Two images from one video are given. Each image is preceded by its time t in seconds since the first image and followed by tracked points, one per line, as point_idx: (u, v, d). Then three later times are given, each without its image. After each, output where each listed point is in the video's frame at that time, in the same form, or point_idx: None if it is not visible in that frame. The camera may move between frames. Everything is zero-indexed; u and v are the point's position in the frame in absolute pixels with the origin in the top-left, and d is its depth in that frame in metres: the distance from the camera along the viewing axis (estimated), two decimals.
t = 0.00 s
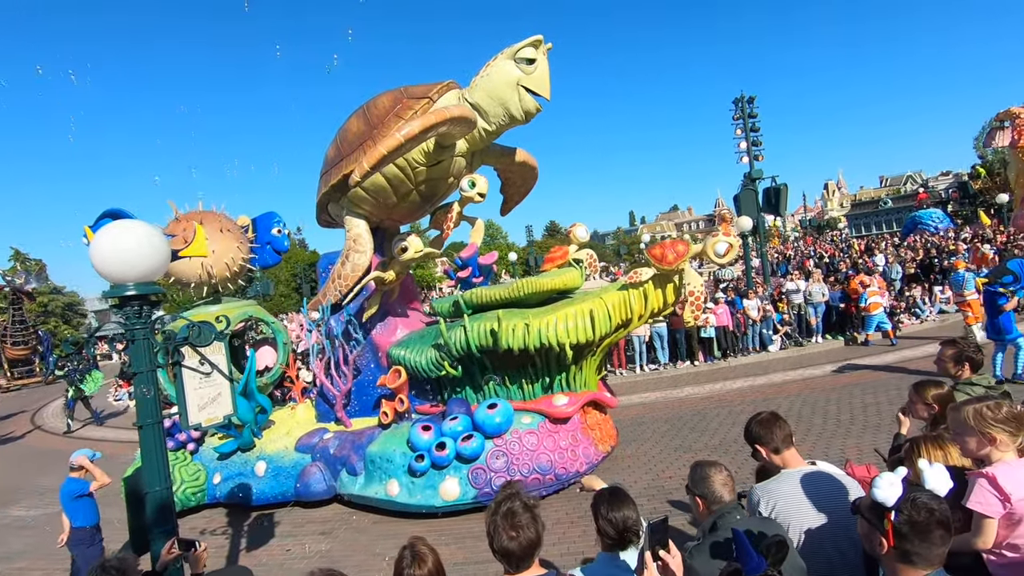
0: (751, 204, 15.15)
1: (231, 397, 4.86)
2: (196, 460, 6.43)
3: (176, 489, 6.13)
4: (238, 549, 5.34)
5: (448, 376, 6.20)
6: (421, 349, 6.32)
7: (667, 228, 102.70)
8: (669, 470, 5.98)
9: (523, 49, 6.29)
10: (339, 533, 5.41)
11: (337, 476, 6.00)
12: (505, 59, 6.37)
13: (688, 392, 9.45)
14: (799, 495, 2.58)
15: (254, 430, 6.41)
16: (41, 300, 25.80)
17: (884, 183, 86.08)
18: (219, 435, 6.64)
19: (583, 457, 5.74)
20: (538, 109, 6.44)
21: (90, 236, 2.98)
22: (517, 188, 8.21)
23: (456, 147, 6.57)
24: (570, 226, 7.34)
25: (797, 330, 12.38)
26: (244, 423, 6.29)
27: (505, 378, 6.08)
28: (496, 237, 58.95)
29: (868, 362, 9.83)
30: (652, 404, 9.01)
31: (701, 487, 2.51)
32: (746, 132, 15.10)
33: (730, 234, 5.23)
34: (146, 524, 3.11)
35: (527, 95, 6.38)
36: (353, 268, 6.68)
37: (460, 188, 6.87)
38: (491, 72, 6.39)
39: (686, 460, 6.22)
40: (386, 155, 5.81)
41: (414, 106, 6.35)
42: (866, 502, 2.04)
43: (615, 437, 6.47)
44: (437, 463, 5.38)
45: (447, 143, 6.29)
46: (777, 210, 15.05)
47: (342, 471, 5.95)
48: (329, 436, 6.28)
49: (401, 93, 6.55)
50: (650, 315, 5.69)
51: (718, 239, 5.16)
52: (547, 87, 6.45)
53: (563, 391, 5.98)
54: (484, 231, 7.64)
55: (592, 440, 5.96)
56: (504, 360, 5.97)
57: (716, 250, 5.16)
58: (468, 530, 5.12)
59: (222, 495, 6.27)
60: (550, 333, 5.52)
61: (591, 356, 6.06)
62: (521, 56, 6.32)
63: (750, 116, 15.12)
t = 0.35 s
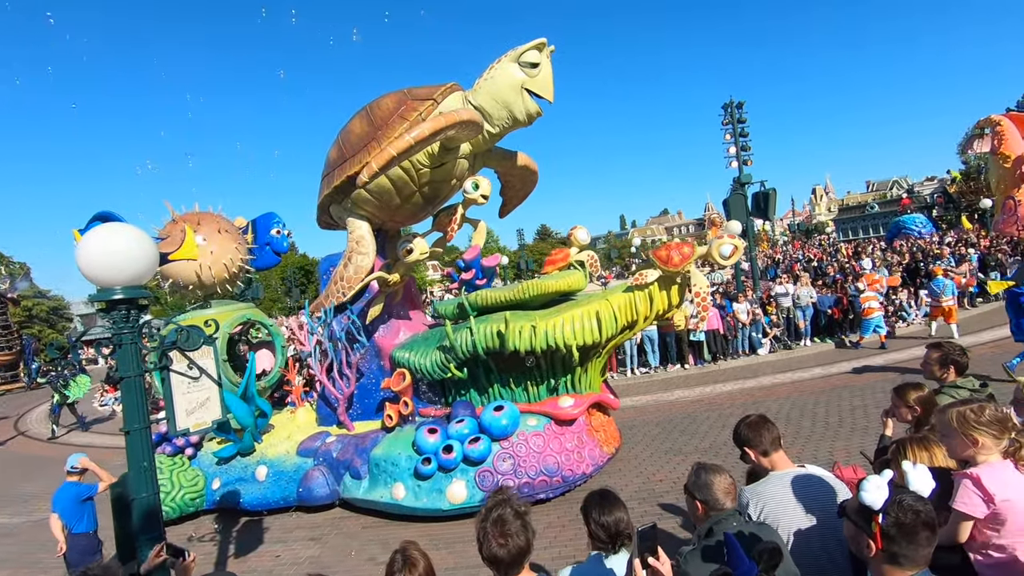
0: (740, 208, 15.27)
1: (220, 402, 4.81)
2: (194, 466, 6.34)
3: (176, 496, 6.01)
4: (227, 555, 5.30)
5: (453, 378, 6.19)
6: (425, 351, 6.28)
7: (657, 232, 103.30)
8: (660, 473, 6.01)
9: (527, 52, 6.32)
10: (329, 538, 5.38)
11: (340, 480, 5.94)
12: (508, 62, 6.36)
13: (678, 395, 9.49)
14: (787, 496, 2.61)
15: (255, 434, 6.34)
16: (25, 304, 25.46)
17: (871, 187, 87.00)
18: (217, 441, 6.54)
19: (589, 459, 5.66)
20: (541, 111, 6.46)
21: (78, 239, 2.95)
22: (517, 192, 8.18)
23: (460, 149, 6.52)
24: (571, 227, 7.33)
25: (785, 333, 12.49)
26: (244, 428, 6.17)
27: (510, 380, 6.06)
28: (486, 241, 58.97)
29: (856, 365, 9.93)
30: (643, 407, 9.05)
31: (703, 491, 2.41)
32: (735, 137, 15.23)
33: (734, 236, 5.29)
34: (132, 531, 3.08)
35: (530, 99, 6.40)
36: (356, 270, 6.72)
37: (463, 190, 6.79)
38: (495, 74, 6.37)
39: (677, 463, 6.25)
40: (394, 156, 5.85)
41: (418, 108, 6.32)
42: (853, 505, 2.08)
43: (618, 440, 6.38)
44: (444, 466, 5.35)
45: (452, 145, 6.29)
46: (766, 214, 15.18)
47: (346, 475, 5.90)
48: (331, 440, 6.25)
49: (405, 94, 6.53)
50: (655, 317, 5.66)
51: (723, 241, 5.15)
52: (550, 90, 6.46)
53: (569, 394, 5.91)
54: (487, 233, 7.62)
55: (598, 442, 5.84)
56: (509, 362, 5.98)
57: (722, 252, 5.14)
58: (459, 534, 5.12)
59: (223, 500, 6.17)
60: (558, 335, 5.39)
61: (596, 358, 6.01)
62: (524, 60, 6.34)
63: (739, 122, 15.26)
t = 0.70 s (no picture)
0: (730, 210, 15.35)
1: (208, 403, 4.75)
2: (192, 467, 6.26)
3: (174, 498, 5.89)
4: (214, 558, 5.24)
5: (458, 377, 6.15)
6: (429, 350, 6.24)
7: (647, 234, 103.72)
8: (650, 474, 6.02)
9: (532, 52, 6.23)
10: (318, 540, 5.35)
11: (342, 480, 5.84)
12: (513, 61, 6.31)
13: (669, 396, 9.52)
14: (776, 496, 2.62)
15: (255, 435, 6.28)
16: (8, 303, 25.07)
17: (858, 190, 87.89)
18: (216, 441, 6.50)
19: (593, 458, 5.68)
20: (545, 110, 6.45)
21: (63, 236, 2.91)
22: (518, 192, 8.11)
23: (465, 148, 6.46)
24: (572, 228, 7.34)
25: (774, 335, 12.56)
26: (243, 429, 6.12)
27: (514, 380, 6.05)
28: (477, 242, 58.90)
29: (844, 366, 10.01)
30: (633, 408, 9.07)
31: (700, 493, 2.40)
32: (725, 139, 15.31)
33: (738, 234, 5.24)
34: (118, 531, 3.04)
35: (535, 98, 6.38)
36: (358, 269, 6.58)
37: (467, 189, 6.80)
38: (500, 73, 6.32)
39: (667, 464, 6.27)
40: (405, 154, 5.75)
41: (423, 106, 6.24)
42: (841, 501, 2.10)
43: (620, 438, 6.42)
44: (450, 466, 5.29)
45: (456, 144, 6.23)
46: (756, 217, 15.28)
47: (348, 476, 5.82)
48: (333, 440, 6.15)
49: (408, 92, 6.44)
50: (660, 316, 5.66)
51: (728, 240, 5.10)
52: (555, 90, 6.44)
53: (574, 393, 5.91)
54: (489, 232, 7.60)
55: (602, 441, 5.88)
56: (514, 361, 5.94)
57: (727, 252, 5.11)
58: (448, 536, 5.10)
59: (223, 500, 6.08)
60: (564, 334, 5.43)
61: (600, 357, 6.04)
62: (529, 59, 6.27)
63: (729, 124, 15.35)
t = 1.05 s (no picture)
0: (720, 209, 15.41)
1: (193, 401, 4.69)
2: (189, 464, 6.24)
3: (170, 496, 5.94)
4: (199, 557, 5.19)
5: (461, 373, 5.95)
6: (432, 346, 6.05)
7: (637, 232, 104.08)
8: (639, 471, 6.03)
9: (536, 47, 6.18)
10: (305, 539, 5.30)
11: (344, 477, 5.84)
12: (517, 57, 6.25)
13: (658, 394, 9.55)
14: (763, 495, 2.63)
15: (253, 432, 6.12)
16: None
17: (845, 190, 88.72)
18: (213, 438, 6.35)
19: (596, 453, 5.66)
20: (546, 108, 6.41)
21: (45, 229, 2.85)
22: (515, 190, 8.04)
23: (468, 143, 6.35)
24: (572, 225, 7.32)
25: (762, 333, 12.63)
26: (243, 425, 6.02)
27: (517, 376, 5.90)
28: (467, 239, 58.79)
29: (831, 364, 10.10)
30: (622, 406, 9.09)
31: (689, 492, 2.40)
32: (715, 138, 15.38)
33: (743, 232, 5.18)
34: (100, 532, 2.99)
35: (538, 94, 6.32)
36: (359, 263, 6.59)
37: (468, 185, 6.82)
38: (503, 69, 6.26)
39: (656, 461, 6.28)
40: (413, 148, 5.68)
41: (426, 101, 6.20)
42: (828, 499, 2.11)
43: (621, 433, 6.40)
44: (455, 462, 5.29)
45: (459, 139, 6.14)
46: (745, 216, 15.36)
47: (350, 472, 5.78)
48: (334, 436, 6.06)
49: (411, 86, 6.38)
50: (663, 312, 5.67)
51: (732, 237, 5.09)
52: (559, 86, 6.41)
53: (576, 388, 5.88)
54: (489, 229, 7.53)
55: (604, 437, 5.87)
56: (518, 357, 5.80)
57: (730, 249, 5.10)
58: (436, 534, 5.07)
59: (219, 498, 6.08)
60: (569, 329, 5.38)
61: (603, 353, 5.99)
62: (533, 55, 6.22)
63: (719, 124, 15.41)
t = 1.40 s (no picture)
0: (707, 208, 15.50)
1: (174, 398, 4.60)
2: (183, 461, 6.16)
3: (164, 494, 5.84)
4: (182, 556, 5.13)
5: (462, 368, 5.90)
6: (433, 341, 6.03)
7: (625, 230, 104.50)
8: (626, 468, 6.05)
9: (538, 43, 6.16)
10: (290, 538, 5.26)
11: (343, 474, 5.77)
12: (518, 52, 6.22)
13: (645, 391, 9.59)
14: (747, 493, 2.64)
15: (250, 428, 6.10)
16: None
17: (830, 190, 89.75)
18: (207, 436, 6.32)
19: (597, 449, 5.66)
20: (548, 103, 6.39)
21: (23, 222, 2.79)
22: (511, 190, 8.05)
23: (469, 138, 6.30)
24: (570, 221, 7.34)
25: (748, 331, 12.73)
26: (238, 421, 6.00)
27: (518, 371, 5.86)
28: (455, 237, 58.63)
29: (815, 362, 10.20)
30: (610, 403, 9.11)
31: (675, 488, 2.40)
32: (703, 138, 15.46)
33: (744, 228, 5.13)
34: (78, 533, 2.92)
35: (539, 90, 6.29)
36: (358, 258, 6.46)
37: (469, 180, 6.75)
38: (504, 64, 6.22)
39: (643, 458, 6.31)
40: (419, 141, 5.68)
41: (428, 95, 6.14)
42: (811, 500, 2.11)
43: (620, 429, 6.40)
44: (458, 458, 5.25)
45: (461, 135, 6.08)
46: (732, 215, 15.47)
47: (349, 469, 5.72)
48: (332, 433, 6.03)
49: (413, 80, 6.33)
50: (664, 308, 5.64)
51: (733, 233, 5.08)
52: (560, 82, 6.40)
53: (577, 384, 5.84)
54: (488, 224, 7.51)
55: (604, 433, 5.88)
56: (520, 353, 5.77)
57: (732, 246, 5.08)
58: (422, 532, 5.05)
59: (213, 497, 5.99)
60: (571, 325, 5.33)
61: (604, 350, 5.95)
62: (534, 51, 6.19)
63: (707, 123, 15.49)
